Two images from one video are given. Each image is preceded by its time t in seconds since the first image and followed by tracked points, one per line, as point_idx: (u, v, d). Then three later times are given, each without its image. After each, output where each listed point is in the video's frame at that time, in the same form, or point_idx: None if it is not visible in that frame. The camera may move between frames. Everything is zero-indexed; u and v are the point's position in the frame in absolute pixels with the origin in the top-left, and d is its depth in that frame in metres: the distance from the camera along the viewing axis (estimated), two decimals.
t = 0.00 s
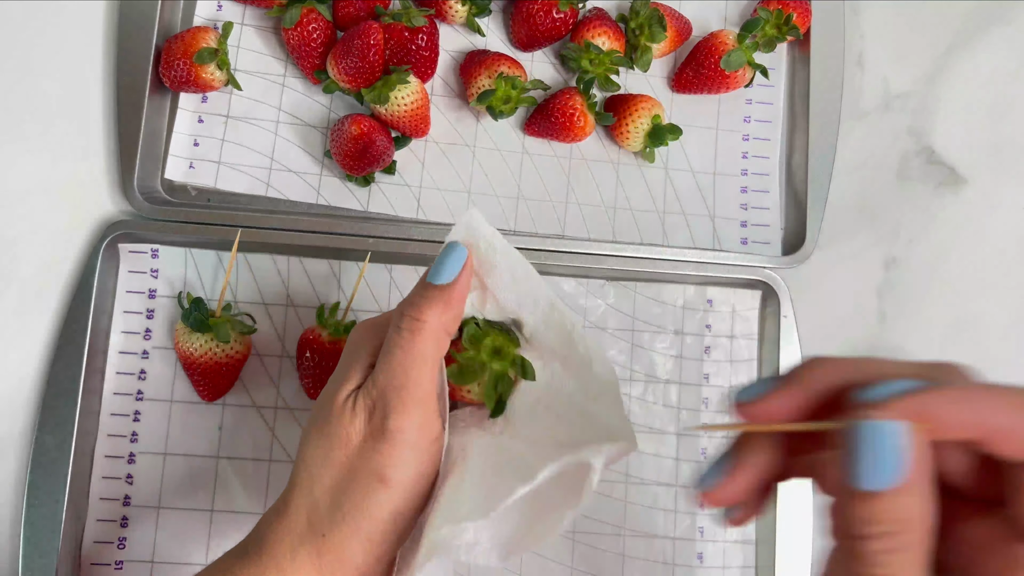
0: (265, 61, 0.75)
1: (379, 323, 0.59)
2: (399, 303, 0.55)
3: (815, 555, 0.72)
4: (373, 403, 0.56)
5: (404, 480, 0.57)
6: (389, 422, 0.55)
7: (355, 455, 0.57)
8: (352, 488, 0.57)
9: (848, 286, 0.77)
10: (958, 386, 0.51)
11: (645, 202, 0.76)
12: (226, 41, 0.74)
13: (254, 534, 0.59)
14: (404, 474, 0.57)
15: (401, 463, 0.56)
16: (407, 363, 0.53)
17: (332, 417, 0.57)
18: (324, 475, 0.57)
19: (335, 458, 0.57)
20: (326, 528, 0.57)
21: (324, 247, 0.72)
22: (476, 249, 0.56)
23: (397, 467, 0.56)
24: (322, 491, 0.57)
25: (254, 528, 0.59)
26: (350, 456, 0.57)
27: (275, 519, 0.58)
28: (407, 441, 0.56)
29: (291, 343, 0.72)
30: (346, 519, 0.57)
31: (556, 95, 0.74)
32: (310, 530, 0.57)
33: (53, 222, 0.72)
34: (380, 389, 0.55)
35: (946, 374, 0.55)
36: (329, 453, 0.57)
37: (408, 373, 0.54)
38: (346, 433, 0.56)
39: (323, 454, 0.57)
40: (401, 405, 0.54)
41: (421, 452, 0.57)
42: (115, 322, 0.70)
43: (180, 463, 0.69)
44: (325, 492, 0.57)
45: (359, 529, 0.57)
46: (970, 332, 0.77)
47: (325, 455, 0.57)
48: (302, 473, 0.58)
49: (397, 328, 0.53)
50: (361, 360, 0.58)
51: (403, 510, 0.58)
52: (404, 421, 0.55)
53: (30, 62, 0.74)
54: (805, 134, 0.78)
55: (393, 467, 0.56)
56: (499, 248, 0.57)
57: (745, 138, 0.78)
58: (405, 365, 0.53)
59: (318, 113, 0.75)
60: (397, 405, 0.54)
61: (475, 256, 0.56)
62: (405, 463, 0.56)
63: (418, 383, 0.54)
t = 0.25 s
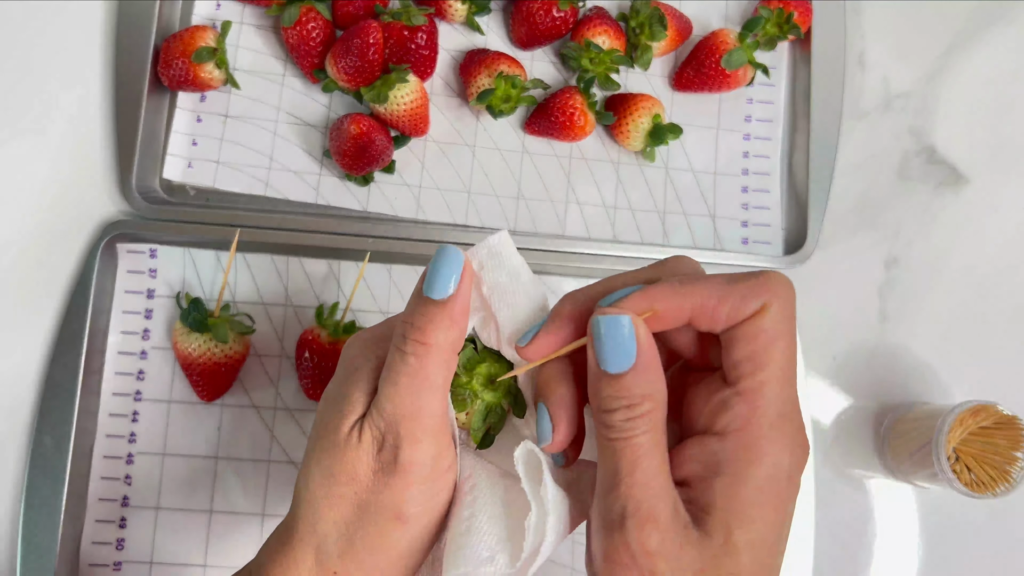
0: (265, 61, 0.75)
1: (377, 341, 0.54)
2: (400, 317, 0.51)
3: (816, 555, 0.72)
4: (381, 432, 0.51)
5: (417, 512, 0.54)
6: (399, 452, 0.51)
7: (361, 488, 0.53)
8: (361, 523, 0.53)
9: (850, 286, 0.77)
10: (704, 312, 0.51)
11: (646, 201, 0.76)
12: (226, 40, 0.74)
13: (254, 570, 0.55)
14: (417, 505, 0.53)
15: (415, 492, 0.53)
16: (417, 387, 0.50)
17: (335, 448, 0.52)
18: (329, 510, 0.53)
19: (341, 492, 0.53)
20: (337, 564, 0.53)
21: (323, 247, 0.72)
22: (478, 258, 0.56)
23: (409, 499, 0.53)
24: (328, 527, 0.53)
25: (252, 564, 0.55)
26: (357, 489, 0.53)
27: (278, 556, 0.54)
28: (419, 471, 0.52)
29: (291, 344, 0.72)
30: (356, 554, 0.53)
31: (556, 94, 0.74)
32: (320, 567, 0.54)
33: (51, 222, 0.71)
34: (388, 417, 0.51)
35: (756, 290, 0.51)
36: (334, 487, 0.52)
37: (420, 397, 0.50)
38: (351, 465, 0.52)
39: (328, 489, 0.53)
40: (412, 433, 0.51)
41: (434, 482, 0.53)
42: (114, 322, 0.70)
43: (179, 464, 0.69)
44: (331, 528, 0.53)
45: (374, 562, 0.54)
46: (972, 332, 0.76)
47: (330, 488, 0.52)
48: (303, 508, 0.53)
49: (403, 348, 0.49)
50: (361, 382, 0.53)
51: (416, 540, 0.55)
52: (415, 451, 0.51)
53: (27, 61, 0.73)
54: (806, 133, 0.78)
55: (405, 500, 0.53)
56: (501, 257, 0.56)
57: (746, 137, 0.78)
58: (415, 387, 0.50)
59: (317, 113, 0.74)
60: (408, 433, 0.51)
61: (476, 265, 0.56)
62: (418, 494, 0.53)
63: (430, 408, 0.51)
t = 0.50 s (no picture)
0: (264, 60, 0.74)
1: (392, 330, 0.54)
2: (415, 305, 0.51)
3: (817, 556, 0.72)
4: (397, 422, 0.51)
5: (431, 504, 0.53)
6: (415, 442, 0.51)
7: (376, 478, 0.52)
8: (375, 514, 0.52)
9: (850, 286, 0.77)
10: (720, 321, 0.51)
11: (646, 201, 0.76)
12: (225, 40, 0.74)
13: (264, 562, 0.54)
14: (432, 497, 0.53)
15: (430, 484, 0.52)
16: (435, 377, 0.49)
17: (350, 438, 0.52)
18: (344, 501, 0.52)
19: (356, 482, 0.52)
20: (351, 558, 0.53)
21: (323, 247, 0.71)
22: (492, 249, 0.56)
23: (425, 490, 0.52)
24: (342, 518, 0.52)
25: (263, 556, 0.54)
26: (373, 479, 0.52)
27: (287, 547, 0.53)
28: (435, 463, 0.52)
29: (290, 344, 0.71)
30: (371, 544, 0.53)
31: (557, 94, 0.74)
32: (333, 563, 0.53)
33: (50, 221, 0.71)
34: (405, 407, 0.50)
35: (774, 299, 0.50)
36: (349, 477, 0.52)
37: (438, 387, 0.50)
38: (367, 456, 0.52)
39: (343, 479, 0.52)
40: (429, 423, 0.50)
41: (450, 473, 0.53)
42: (114, 322, 0.70)
43: (179, 464, 0.69)
44: (345, 519, 0.53)
45: (388, 555, 0.53)
46: (972, 332, 0.76)
47: (346, 478, 0.52)
48: (317, 499, 0.53)
49: (420, 337, 0.49)
50: (377, 371, 0.53)
51: (429, 531, 0.55)
52: (432, 441, 0.51)
53: (25, 60, 0.73)
54: (806, 133, 0.78)
55: (421, 491, 0.52)
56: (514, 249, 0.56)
57: (747, 137, 0.78)
58: (433, 377, 0.49)
59: (317, 113, 0.74)
60: (425, 423, 0.50)
61: (489, 257, 0.56)
62: (433, 484, 0.53)
63: (447, 397, 0.50)
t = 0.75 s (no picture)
0: (264, 60, 0.74)
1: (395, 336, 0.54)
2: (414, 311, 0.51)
3: (816, 556, 0.71)
4: (403, 429, 0.51)
5: (440, 508, 0.53)
6: (421, 447, 0.51)
7: (385, 485, 0.53)
8: (386, 521, 0.53)
9: (850, 286, 0.77)
10: (671, 347, 0.51)
11: (646, 201, 0.76)
12: (225, 40, 0.74)
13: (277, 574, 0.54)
14: (441, 501, 0.53)
15: (438, 490, 0.53)
16: (437, 381, 0.50)
17: (357, 447, 0.52)
18: (354, 509, 0.53)
19: (365, 491, 0.52)
20: (366, 567, 0.53)
21: (322, 247, 0.71)
22: (486, 252, 0.56)
23: (433, 495, 0.53)
24: (354, 527, 0.53)
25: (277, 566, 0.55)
26: (382, 487, 0.53)
27: (300, 558, 0.53)
28: (441, 468, 0.52)
29: (290, 344, 0.71)
30: (383, 551, 0.53)
31: (557, 94, 0.74)
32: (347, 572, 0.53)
33: (49, 221, 0.71)
34: (410, 413, 0.50)
35: (724, 328, 0.49)
36: (358, 487, 0.52)
37: (441, 391, 0.50)
38: (374, 463, 0.52)
39: (352, 488, 0.52)
40: (434, 427, 0.50)
41: (457, 478, 0.53)
42: (114, 322, 0.70)
43: (179, 464, 0.69)
44: (356, 528, 0.53)
45: (402, 561, 0.54)
46: (972, 332, 0.76)
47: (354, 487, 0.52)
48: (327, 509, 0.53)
49: (421, 343, 0.49)
50: (379, 378, 0.52)
51: (440, 536, 0.55)
52: (437, 446, 0.51)
53: (25, 60, 0.73)
54: (806, 133, 0.78)
55: (429, 495, 0.53)
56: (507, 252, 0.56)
57: (747, 137, 0.78)
58: (435, 381, 0.50)
59: (317, 112, 0.74)
60: (430, 428, 0.50)
61: (484, 261, 0.56)
62: (441, 489, 0.53)
63: (451, 401, 0.50)
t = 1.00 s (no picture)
0: (264, 60, 0.74)
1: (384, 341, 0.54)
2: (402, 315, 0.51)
3: (816, 556, 0.71)
4: (395, 432, 0.51)
5: (433, 510, 0.53)
6: (413, 450, 0.51)
7: (378, 490, 0.52)
8: (381, 526, 0.52)
9: (850, 286, 0.77)
10: (599, 345, 0.52)
11: (646, 201, 0.76)
12: (225, 40, 0.74)
13: None
14: (434, 503, 0.53)
15: (432, 491, 0.53)
16: (428, 384, 0.50)
17: (349, 453, 0.52)
18: (348, 517, 0.52)
19: (360, 497, 0.52)
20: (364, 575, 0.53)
21: (322, 247, 0.71)
22: (469, 260, 0.57)
23: (425, 497, 0.52)
24: (348, 536, 0.52)
25: (274, 575, 0.54)
26: (375, 492, 0.52)
27: (298, 567, 0.52)
28: (433, 469, 0.52)
29: (290, 344, 0.71)
30: (378, 556, 0.53)
31: (556, 94, 0.74)
32: None
33: (49, 221, 0.71)
34: (401, 417, 0.51)
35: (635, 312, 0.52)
36: (352, 492, 0.52)
37: (431, 393, 0.50)
38: (367, 469, 0.52)
39: (347, 495, 0.52)
40: (425, 429, 0.51)
41: (450, 480, 0.53)
42: (114, 322, 0.70)
43: (179, 464, 0.69)
44: (351, 536, 0.52)
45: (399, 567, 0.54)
46: (972, 332, 0.76)
47: (348, 493, 0.52)
48: (320, 518, 0.53)
49: (410, 346, 0.50)
50: (370, 383, 0.52)
51: (436, 539, 0.55)
52: (429, 448, 0.51)
53: (26, 60, 0.73)
54: (806, 132, 0.78)
55: (422, 498, 0.52)
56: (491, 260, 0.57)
57: (747, 137, 0.78)
58: (426, 383, 0.50)
59: (317, 112, 0.74)
60: (422, 429, 0.50)
61: (466, 268, 0.57)
62: (434, 491, 0.53)
63: (441, 402, 0.51)
